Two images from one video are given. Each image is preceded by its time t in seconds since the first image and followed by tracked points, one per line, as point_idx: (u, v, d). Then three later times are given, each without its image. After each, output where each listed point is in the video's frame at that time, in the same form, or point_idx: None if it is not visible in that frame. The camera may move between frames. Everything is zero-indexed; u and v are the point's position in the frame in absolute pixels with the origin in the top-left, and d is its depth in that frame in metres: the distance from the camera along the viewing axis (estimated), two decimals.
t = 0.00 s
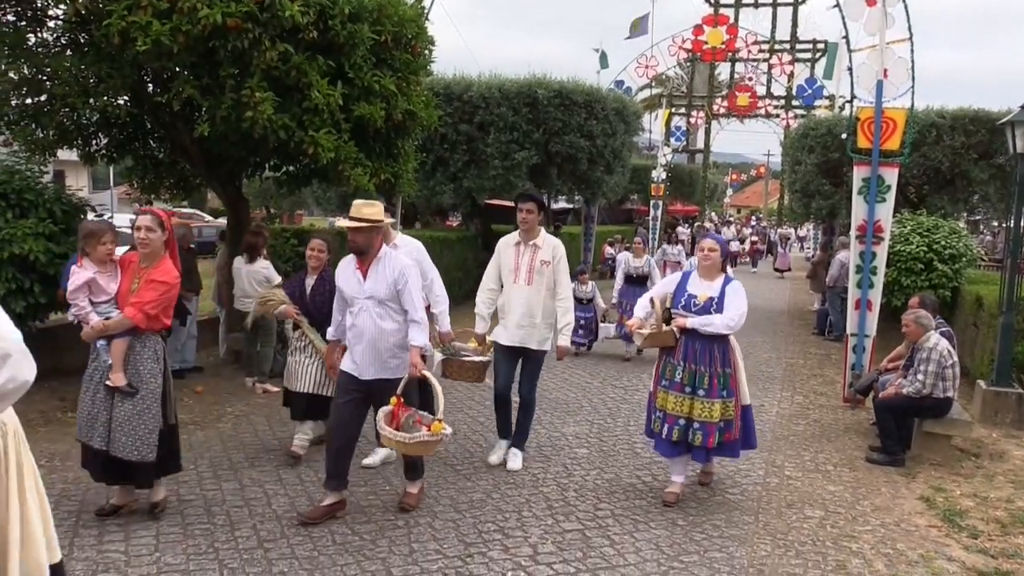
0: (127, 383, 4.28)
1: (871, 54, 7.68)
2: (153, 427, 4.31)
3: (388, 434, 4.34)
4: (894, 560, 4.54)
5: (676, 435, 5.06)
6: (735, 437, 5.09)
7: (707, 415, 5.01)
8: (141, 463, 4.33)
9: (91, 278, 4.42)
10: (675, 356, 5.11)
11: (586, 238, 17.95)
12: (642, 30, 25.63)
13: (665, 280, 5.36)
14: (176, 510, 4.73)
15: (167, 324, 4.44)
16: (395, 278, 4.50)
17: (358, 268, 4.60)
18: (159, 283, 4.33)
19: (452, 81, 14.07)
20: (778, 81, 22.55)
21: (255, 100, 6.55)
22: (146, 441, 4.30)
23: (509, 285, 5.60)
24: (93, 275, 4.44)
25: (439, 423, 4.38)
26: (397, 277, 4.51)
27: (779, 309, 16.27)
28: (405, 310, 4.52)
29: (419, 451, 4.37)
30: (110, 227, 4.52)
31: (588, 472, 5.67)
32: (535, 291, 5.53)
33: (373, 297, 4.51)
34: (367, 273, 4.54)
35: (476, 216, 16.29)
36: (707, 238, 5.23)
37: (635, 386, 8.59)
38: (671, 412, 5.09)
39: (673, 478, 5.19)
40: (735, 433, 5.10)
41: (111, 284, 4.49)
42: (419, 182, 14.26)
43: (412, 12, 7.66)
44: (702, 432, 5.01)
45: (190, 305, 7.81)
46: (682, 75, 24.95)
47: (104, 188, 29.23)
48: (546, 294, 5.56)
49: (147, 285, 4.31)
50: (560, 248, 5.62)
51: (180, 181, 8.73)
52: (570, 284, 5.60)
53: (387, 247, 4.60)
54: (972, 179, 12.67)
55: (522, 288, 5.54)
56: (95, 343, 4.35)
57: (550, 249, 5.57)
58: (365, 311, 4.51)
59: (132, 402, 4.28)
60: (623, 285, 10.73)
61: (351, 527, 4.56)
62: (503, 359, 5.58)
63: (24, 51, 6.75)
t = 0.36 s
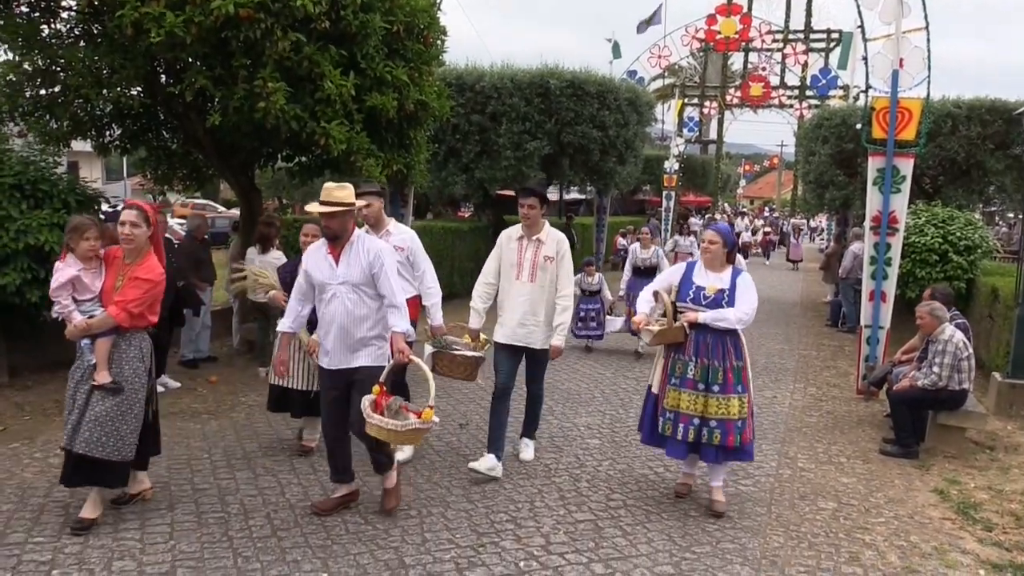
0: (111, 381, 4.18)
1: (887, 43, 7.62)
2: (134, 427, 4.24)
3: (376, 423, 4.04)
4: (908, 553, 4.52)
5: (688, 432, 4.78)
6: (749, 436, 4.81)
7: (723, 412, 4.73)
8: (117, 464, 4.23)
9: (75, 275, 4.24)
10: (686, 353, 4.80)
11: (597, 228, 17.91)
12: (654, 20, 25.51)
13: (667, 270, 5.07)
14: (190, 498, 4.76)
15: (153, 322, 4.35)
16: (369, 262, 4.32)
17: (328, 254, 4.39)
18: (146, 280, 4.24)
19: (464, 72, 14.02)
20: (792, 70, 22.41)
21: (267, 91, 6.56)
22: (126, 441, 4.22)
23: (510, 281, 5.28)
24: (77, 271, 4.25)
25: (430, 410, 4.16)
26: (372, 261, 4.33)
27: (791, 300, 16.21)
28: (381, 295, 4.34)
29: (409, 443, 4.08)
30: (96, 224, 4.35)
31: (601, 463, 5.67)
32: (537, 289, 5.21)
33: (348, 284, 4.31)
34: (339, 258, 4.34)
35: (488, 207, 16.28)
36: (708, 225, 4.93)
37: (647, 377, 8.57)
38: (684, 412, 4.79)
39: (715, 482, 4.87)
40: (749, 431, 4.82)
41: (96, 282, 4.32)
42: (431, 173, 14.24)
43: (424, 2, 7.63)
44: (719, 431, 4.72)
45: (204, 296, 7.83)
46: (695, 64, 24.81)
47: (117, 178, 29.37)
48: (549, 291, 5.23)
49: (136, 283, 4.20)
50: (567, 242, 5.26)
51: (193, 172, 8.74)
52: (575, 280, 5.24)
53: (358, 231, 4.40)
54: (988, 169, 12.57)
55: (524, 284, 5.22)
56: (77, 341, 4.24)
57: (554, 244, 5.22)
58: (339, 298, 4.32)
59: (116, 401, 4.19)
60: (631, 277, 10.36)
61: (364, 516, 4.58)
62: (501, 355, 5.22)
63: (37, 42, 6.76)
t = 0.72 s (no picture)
0: (99, 373, 4.06)
1: (908, 32, 7.53)
2: (128, 419, 4.12)
3: (366, 452, 3.76)
4: (926, 546, 4.50)
5: (702, 436, 4.64)
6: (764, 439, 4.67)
7: (739, 416, 4.57)
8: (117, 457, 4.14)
9: (58, 262, 4.22)
10: (703, 351, 4.64)
11: (615, 219, 17.86)
12: (672, 10, 25.36)
13: (693, 263, 4.91)
14: (210, 486, 4.80)
15: (139, 311, 4.20)
16: (363, 270, 3.97)
17: (321, 256, 4.05)
18: (126, 268, 4.08)
19: (481, 62, 13.99)
20: (811, 60, 22.23)
21: (284, 82, 6.58)
22: (123, 434, 4.12)
23: (504, 273, 5.12)
24: (61, 257, 4.24)
25: (424, 436, 3.86)
26: (367, 269, 3.98)
27: (810, 292, 16.10)
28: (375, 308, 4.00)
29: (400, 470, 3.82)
30: (83, 209, 4.32)
31: (617, 453, 5.68)
32: (530, 279, 5.04)
33: (340, 292, 3.98)
34: (331, 263, 4.00)
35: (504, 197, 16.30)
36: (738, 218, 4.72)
37: (664, 368, 8.56)
38: (699, 414, 4.64)
39: (723, 489, 4.66)
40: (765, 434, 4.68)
41: (82, 270, 4.30)
42: (448, 163, 14.24)
43: None
44: (733, 435, 4.57)
45: (222, 285, 7.88)
46: (713, 54, 24.65)
47: (137, 169, 29.57)
48: (545, 280, 5.06)
49: (114, 271, 4.07)
50: (558, 226, 5.06)
51: (211, 162, 8.77)
52: (570, 267, 5.07)
53: (357, 234, 4.04)
54: (1010, 160, 12.43)
55: (517, 275, 5.05)
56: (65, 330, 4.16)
57: (543, 232, 5.06)
58: (330, 306, 3.99)
59: (105, 394, 4.07)
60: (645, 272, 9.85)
61: (381, 505, 4.60)
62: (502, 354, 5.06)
63: (58, 33, 6.81)
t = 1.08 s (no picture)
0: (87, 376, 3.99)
1: (932, 22, 7.45)
2: (123, 420, 4.05)
3: (347, 453, 3.60)
4: (946, 541, 4.47)
5: (703, 435, 4.41)
6: (785, 448, 4.38)
7: (747, 419, 4.34)
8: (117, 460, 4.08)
9: (40, 260, 4.10)
10: (714, 346, 4.46)
11: (632, 211, 17.78)
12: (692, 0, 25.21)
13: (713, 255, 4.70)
14: (229, 474, 4.84)
15: (125, 308, 4.12)
16: (353, 253, 3.81)
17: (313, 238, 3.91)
18: (110, 264, 3.98)
19: (499, 52, 13.97)
20: (833, 51, 22.04)
21: (303, 73, 6.59)
22: (120, 436, 4.04)
23: (498, 263, 4.86)
24: (43, 254, 4.12)
25: (409, 437, 3.67)
26: (357, 252, 3.82)
27: (829, 285, 15.98)
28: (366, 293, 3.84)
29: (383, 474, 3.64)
30: (62, 204, 4.18)
31: (635, 445, 5.67)
32: (524, 271, 4.78)
33: (328, 275, 3.83)
34: (322, 245, 3.85)
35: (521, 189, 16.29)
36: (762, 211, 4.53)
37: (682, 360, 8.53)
38: (702, 412, 4.43)
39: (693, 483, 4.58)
40: (786, 443, 4.38)
41: (65, 267, 4.19)
42: (465, 154, 14.22)
43: None
44: (738, 438, 4.34)
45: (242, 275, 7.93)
46: (733, 45, 24.44)
47: (157, 160, 29.75)
48: (541, 274, 4.80)
49: (97, 268, 3.97)
50: (559, 218, 4.78)
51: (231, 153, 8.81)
52: (568, 261, 4.79)
53: (349, 213, 3.88)
54: None
55: (511, 267, 4.79)
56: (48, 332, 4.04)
57: (541, 223, 4.77)
58: (320, 290, 3.85)
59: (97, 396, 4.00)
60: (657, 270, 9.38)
61: (399, 495, 4.63)
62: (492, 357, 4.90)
63: (79, 24, 6.87)
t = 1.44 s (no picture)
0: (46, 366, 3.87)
1: (953, 11, 7.34)
2: (81, 414, 3.92)
3: (317, 468, 3.52)
4: (964, 535, 4.44)
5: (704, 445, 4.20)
6: (788, 454, 4.20)
7: (748, 426, 4.12)
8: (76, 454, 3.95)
9: None
10: (710, 351, 4.22)
11: (649, 203, 17.72)
12: None
13: (706, 253, 4.46)
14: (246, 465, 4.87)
15: (93, 294, 3.99)
16: (309, 253, 3.63)
17: (265, 242, 3.70)
18: (78, 247, 3.83)
19: (515, 44, 13.94)
20: (851, 41, 21.88)
21: (320, 64, 6.60)
22: (78, 430, 3.92)
23: (488, 262, 4.68)
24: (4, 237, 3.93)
25: (383, 445, 3.65)
26: (313, 251, 3.63)
27: (847, 277, 15.88)
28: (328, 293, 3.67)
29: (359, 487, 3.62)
30: (23, 183, 3.99)
31: (651, 437, 5.66)
32: (513, 273, 4.57)
33: (286, 279, 3.65)
34: (276, 249, 3.65)
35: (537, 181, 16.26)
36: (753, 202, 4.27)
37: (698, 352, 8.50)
38: (703, 421, 4.21)
39: (700, 494, 4.34)
40: (789, 449, 4.19)
41: (26, 251, 3.99)
42: (481, 147, 14.20)
43: None
44: (740, 446, 4.13)
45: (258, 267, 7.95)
46: (751, 36, 24.29)
47: (174, 153, 29.91)
48: (532, 276, 4.60)
49: (64, 251, 3.81)
50: (551, 219, 4.56)
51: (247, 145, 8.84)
52: (560, 264, 4.57)
53: (298, 212, 3.68)
54: None
55: (499, 268, 4.60)
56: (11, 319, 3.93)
57: (533, 226, 4.55)
58: (280, 297, 3.67)
59: (54, 387, 3.88)
60: (665, 262, 9.34)
61: (416, 485, 4.65)
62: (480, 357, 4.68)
63: (97, 17, 6.91)
